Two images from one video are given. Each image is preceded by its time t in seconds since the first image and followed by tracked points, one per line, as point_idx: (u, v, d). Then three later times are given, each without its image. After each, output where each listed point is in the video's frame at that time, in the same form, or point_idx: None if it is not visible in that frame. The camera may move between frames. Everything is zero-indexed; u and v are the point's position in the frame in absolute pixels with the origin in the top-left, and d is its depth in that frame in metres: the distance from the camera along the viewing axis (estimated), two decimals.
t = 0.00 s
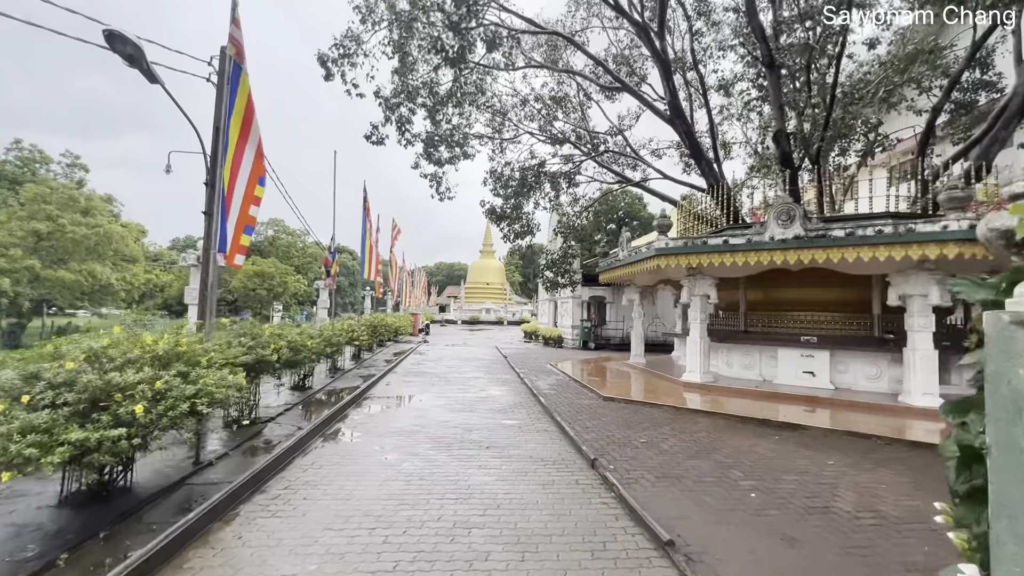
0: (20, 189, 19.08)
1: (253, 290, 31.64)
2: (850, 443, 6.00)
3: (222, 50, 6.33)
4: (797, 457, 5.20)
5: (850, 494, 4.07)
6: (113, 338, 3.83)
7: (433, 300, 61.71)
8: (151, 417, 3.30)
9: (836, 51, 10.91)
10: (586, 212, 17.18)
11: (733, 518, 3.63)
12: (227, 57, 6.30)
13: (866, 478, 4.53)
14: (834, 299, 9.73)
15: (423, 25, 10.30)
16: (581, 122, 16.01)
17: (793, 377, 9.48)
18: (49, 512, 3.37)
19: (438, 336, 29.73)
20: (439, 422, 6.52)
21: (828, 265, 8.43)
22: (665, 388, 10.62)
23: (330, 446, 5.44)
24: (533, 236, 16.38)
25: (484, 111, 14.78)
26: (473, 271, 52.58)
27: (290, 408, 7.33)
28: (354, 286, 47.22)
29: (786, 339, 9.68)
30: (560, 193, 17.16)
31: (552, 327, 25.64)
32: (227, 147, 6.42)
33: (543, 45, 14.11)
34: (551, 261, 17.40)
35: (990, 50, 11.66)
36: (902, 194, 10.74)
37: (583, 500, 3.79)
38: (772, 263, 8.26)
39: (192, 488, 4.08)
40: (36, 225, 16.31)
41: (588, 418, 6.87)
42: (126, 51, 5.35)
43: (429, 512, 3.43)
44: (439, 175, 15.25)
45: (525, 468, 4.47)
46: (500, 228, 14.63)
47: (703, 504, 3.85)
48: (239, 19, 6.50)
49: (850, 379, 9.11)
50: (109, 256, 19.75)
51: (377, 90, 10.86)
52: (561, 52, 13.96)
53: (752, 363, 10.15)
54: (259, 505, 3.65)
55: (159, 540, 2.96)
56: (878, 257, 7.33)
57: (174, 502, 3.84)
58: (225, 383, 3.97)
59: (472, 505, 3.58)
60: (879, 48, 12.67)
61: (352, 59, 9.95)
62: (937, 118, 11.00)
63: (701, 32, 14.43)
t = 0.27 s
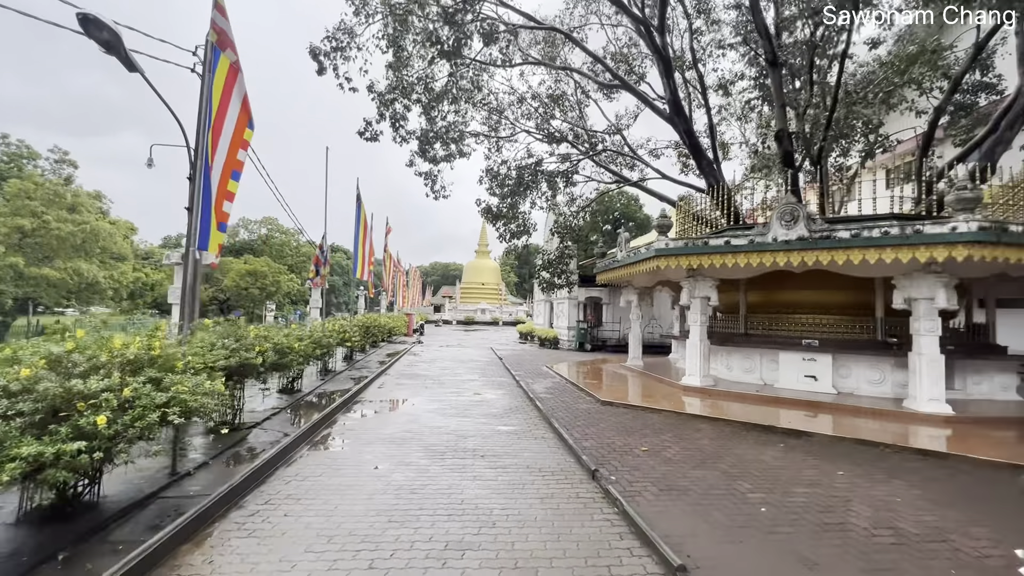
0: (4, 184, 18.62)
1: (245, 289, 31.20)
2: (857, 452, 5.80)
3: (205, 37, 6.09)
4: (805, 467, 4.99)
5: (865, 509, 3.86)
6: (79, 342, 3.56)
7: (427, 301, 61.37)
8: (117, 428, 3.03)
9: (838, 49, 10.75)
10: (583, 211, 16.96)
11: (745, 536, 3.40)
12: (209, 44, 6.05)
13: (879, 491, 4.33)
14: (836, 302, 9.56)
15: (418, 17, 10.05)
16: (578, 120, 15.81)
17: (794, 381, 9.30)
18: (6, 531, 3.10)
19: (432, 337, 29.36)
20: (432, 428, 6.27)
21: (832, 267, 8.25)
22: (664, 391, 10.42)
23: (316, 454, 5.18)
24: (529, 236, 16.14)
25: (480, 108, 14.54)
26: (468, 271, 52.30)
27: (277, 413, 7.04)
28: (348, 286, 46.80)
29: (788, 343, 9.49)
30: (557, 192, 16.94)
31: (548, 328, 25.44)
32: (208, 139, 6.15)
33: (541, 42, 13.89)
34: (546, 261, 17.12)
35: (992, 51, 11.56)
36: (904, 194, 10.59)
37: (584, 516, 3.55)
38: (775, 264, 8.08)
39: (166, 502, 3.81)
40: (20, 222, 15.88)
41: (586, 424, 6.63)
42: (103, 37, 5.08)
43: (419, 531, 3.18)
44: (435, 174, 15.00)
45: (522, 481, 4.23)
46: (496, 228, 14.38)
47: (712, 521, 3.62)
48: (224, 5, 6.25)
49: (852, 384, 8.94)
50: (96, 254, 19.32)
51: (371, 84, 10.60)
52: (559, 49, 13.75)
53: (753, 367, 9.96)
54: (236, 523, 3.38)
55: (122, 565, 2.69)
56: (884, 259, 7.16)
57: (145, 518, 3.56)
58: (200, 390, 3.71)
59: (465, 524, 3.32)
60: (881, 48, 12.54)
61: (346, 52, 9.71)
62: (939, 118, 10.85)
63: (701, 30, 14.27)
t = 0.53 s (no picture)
0: None
1: (227, 288, 30.49)
2: (855, 452, 5.68)
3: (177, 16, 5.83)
4: (805, 468, 4.84)
5: (872, 512, 3.71)
6: (28, 339, 3.25)
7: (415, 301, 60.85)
8: (66, 434, 2.73)
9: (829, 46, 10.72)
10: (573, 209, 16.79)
11: (751, 543, 3.22)
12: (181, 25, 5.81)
13: (883, 492, 4.19)
14: (828, 300, 9.50)
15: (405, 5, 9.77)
16: (568, 117, 15.65)
17: (786, 380, 9.22)
18: None
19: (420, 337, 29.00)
20: (419, 430, 6.01)
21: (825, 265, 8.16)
22: (656, 390, 10.28)
23: (296, 459, 4.89)
24: (519, 234, 15.92)
25: (469, 103, 14.30)
26: (456, 271, 51.95)
27: (255, 415, 6.72)
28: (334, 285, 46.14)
29: (780, 341, 9.41)
30: (546, 190, 16.75)
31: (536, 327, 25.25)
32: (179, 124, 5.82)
33: (531, 36, 13.68)
34: (535, 260, 16.91)
35: (978, 52, 11.65)
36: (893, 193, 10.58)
37: (581, 524, 3.34)
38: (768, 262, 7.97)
39: (128, 512, 3.50)
40: None
41: (579, 424, 6.43)
42: (65, 13, 4.77)
43: (404, 543, 2.93)
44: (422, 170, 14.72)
45: (514, 486, 4.00)
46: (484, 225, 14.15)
47: (715, 527, 3.43)
48: None
49: (844, 383, 8.89)
50: (70, 251, 18.63)
51: (356, 75, 10.30)
52: (549, 43, 13.57)
53: (745, 366, 9.87)
54: (204, 536, 3.10)
55: None
56: (878, 256, 7.08)
57: (104, 531, 3.26)
58: (164, 391, 3.43)
59: (454, 534, 3.09)
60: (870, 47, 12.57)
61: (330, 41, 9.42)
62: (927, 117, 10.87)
63: (691, 28, 14.20)
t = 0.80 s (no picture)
0: None
1: (193, 290, 29.28)
2: (836, 456, 5.65)
3: None
4: (790, 476, 4.76)
5: (862, 524, 3.62)
6: None
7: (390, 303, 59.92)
8: None
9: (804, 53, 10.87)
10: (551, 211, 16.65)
11: (745, 561, 3.07)
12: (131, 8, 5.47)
13: (870, 501, 4.13)
14: (804, 303, 9.58)
15: None
16: (546, 119, 15.53)
17: (764, 382, 9.25)
18: None
19: (395, 340, 28.42)
20: (393, 442, 5.71)
21: (802, 268, 8.20)
22: (635, 393, 10.20)
23: (258, 477, 4.54)
24: (496, 236, 15.70)
25: (445, 103, 14.04)
26: (432, 273, 51.38)
27: (216, 427, 6.29)
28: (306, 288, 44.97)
29: (758, 344, 9.45)
30: (524, 191, 16.58)
31: (514, 330, 25.05)
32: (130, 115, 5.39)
33: (509, 35, 13.50)
34: (513, 263, 16.71)
35: (943, 62, 12.03)
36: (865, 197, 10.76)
37: (567, 546, 3.13)
38: (748, 265, 7.96)
39: (62, 545, 3.12)
40: None
41: (560, 432, 6.24)
42: None
43: None
44: (397, 169, 14.36)
45: (495, 504, 3.77)
46: (461, 227, 13.87)
47: (706, 544, 3.27)
48: None
49: (820, 385, 8.97)
50: (19, 251, 17.50)
51: (328, 70, 9.91)
52: (527, 43, 13.42)
53: (723, 369, 9.89)
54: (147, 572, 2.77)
55: None
56: (855, 260, 7.14)
57: (33, 566, 2.90)
58: (104, 410, 3.09)
59: (431, 563, 2.84)
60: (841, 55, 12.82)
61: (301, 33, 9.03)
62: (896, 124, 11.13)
63: (669, 32, 14.28)
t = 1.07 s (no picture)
0: None
1: (137, 296, 27.49)
2: (802, 459, 5.68)
3: None
4: (760, 481, 4.71)
5: (835, 530, 3.57)
6: None
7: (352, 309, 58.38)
8: None
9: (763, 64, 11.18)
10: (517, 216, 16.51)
11: None
12: None
13: (840, 505, 4.11)
14: (765, 308, 9.77)
15: None
16: (512, 123, 15.43)
17: (728, 386, 9.36)
18: None
19: (356, 347, 27.56)
20: (351, 457, 5.34)
21: (764, 273, 8.34)
22: (602, 399, 10.12)
23: (196, 502, 4.09)
24: (462, 240, 15.44)
25: (410, 103, 13.70)
26: (396, 278, 50.40)
27: (152, 445, 5.73)
28: (262, 293, 43.13)
29: (722, 348, 9.55)
30: (490, 195, 16.39)
31: (479, 336, 24.76)
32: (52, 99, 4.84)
33: (475, 37, 13.32)
34: (479, 267, 16.44)
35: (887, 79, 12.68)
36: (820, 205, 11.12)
37: (538, 569, 2.91)
38: (713, 269, 8.02)
39: None
40: None
41: (528, 441, 6.03)
42: None
43: None
44: (359, 171, 13.89)
45: (460, 523, 3.50)
46: (425, 230, 13.52)
47: (684, 558, 3.13)
48: None
49: (781, 388, 9.14)
50: None
51: (284, 63, 9.43)
52: (493, 46, 13.30)
53: (688, 373, 9.95)
54: None
55: None
56: (815, 265, 7.29)
57: None
58: None
59: None
60: (795, 68, 13.32)
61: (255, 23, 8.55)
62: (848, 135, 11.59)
63: (632, 41, 14.50)
